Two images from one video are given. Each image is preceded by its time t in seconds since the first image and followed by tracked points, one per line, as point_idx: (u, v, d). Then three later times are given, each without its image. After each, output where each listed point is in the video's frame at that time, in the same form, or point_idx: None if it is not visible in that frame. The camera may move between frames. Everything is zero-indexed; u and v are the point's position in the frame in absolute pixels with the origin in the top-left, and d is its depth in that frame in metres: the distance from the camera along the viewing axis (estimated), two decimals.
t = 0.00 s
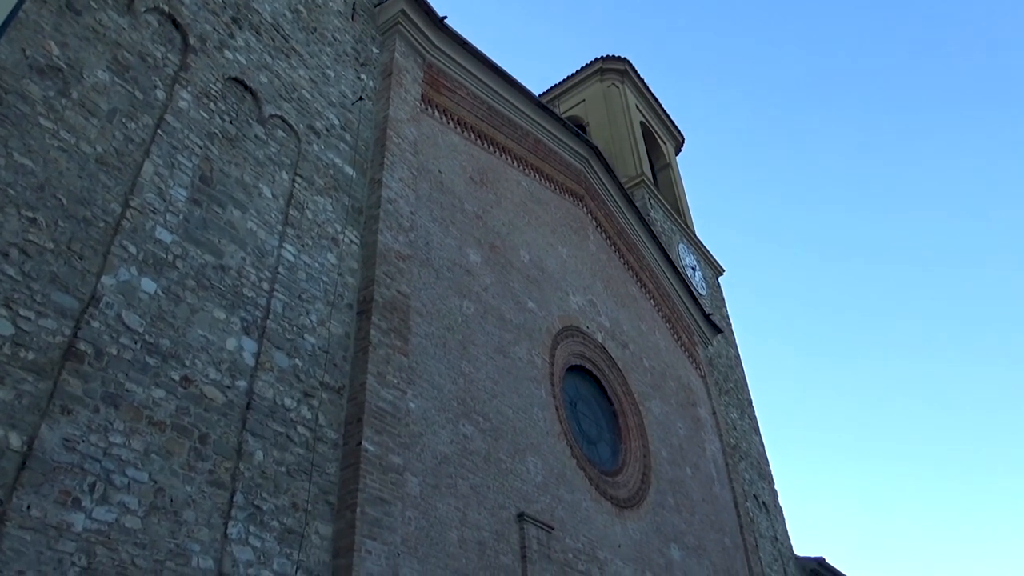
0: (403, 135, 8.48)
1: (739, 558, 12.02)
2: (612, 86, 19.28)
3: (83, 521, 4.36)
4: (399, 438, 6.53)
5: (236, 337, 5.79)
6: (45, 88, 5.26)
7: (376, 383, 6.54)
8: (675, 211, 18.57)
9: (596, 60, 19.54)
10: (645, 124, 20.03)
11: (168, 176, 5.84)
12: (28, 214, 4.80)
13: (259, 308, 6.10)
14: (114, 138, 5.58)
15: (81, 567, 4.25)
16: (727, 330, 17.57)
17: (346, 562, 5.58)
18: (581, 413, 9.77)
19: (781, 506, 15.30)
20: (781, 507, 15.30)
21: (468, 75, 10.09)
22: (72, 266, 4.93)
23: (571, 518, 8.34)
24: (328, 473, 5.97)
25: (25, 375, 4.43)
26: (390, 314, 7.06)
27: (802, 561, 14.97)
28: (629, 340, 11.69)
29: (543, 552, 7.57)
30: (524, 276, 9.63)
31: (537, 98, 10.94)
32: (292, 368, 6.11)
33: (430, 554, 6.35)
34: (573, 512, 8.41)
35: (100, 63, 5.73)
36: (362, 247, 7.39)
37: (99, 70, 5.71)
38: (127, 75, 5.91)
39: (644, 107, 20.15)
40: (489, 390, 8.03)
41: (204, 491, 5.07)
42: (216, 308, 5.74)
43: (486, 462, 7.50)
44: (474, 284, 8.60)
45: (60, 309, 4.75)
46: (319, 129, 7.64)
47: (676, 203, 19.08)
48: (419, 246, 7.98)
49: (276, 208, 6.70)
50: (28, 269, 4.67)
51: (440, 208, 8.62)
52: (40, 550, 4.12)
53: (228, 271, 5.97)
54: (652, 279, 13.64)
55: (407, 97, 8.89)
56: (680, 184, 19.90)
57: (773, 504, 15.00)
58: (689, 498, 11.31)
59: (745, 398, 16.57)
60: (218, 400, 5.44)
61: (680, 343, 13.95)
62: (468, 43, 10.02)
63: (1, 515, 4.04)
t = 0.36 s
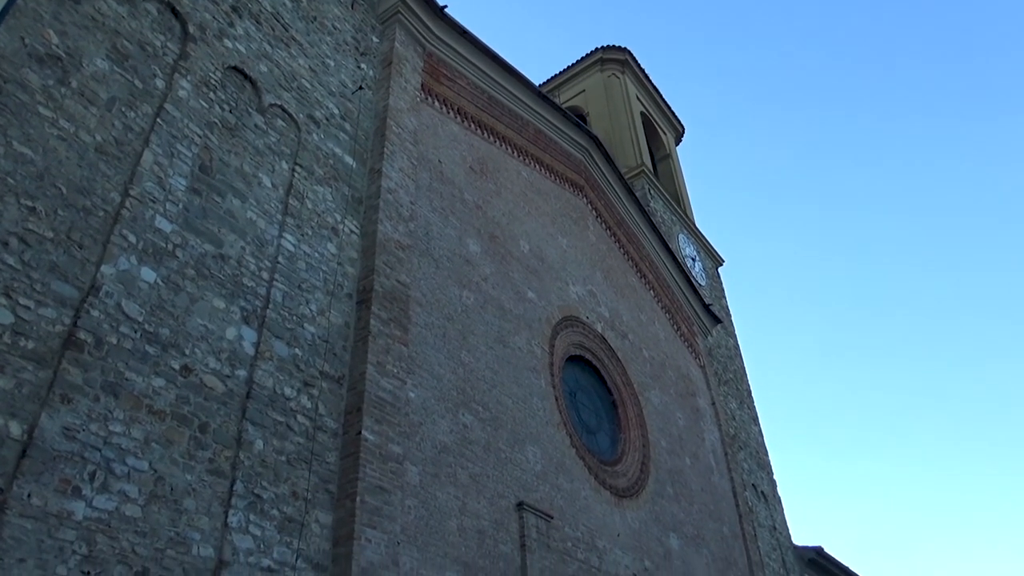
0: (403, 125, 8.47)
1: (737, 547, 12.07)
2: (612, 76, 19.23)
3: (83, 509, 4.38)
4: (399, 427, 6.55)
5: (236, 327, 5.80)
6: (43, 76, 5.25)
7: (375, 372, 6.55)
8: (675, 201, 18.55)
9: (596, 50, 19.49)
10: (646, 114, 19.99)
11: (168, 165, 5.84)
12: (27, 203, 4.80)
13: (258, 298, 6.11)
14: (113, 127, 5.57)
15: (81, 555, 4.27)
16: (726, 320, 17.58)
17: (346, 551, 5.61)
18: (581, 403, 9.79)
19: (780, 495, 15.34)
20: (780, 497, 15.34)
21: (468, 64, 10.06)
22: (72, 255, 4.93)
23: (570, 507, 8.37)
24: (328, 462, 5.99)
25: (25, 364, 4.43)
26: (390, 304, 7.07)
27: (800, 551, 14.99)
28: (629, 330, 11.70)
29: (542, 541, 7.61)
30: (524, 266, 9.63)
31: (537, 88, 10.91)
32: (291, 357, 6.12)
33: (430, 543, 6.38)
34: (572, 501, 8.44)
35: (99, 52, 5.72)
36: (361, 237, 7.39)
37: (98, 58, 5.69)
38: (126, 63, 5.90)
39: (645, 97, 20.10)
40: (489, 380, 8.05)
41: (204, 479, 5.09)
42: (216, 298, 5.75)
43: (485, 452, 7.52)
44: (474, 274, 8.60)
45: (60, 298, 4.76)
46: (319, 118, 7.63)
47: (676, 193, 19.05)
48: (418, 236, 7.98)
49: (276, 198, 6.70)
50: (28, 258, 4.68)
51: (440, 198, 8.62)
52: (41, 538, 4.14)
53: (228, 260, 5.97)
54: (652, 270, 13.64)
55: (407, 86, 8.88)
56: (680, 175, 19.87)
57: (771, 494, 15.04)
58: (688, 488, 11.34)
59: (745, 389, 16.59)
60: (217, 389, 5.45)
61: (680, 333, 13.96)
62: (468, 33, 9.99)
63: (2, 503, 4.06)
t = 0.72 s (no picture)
0: (403, 102, 8.42)
1: (736, 524, 12.15)
2: (613, 52, 19.09)
3: (86, 485, 4.41)
4: (399, 404, 6.58)
5: (237, 304, 5.80)
6: (40, 52, 5.21)
7: (376, 350, 6.56)
8: (676, 179, 18.49)
9: (597, 27, 19.33)
10: (647, 92, 19.87)
11: (166, 142, 5.81)
12: (25, 180, 4.78)
13: (259, 275, 6.10)
14: (111, 103, 5.54)
15: (85, 530, 4.31)
16: (727, 299, 17.59)
17: (347, 526, 5.66)
18: (581, 381, 9.82)
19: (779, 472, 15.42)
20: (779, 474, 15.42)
21: (468, 41, 9.99)
22: (71, 232, 4.92)
23: (570, 483, 8.42)
24: (329, 439, 6.02)
25: (26, 341, 4.44)
26: (391, 282, 7.07)
27: (798, 527, 15.08)
28: (629, 309, 11.70)
29: (542, 517, 7.66)
30: (524, 244, 9.62)
31: (538, 65, 10.83)
32: (292, 335, 6.13)
33: (431, 519, 6.43)
34: (572, 478, 8.49)
35: (96, 28, 5.67)
36: (362, 214, 7.37)
37: (96, 34, 5.65)
38: (123, 39, 5.85)
39: (646, 74, 19.96)
40: (490, 358, 8.07)
41: (205, 456, 5.11)
42: (216, 275, 5.74)
43: (486, 429, 7.55)
44: (474, 252, 8.59)
45: (60, 275, 4.76)
46: (318, 95, 7.58)
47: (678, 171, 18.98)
48: (419, 214, 7.97)
49: (275, 175, 6.67)
50: (27, 235, 4.67)
51: (440, 175, 8.59)
52: (44, 514, 4.18)
53: (228, 237, 5.96)
54: (653, 248, 13.62)
55: (407, 63, 8.81)
56: (681, 153, 19.79)
57: (770, 471, 15.12)
58: (687, 465, 11.40)
59: (744, 367, 16.63)
60: (218, 366, 5.46)
61: (680, 311, 13.97)
62: (469, 9, 9.90)
63: (5, 479, 4.09)
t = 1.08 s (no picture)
0: (402, 66, 8.34)
1: (733, 488, 12.28)
2: (616, 16, 18.86)
3: (90, 448, 4.45)
4: (400, 369, 6.61)
5: (237, 270, 5.80)
6: (33, 14, 5.15)
7: (377, 315, 6.58)
8: (678, 145, 18.37)
9: None
10: (649, 56, 19.66)
11: (163, 106, 5.77)
12: (22, 144, 4.76)
13: (258, 241, 6.10)
14: (107, 66, 5.49)
15: (90, 492, 4.36)
16: (727, 266, 17.58)
17: (349, 489, 5.72)
18: (581, 347, 9.86)
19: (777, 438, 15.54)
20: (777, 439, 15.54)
21: (468, 3, 9.86)
22: (69, 196, 4.91)
23: (570, 448, 8.50)
24: (331, 403, 6.06)
25: (26, 306, 4.45)
26: (391, 247, 7.06)
27: (795, 491, 15.23)
28: (629, 275, 11.70)
29: (541, 481, 7.74)
30: (525, 210, 9.60)
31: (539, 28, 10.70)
32: (293, 300, 6.14)
33: (432, 482, 6.50)
34: (572, 442, 8.56)
35: None
36: (361, 179, 7.34)
37: None
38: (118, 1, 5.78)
39: (649, 38, 19.74)
40: (490, 323, 8.09)
41: (207, 419, 5.15)
42: (216, 241, 5.74)
43: (486, 394, 7.60)
44: (474, 218, 8.57)
45: (60, 240, 4.75)
46: (316, 59, 7.51)
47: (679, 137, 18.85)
48: (419, 179, 7.93)
49: (273, 140, 6.63)
50: (25, 200, 4.66)
51: (440, 140, 8.53)
52: (49, 475, 4.22)
53: (227, 202, 5.94)
54: (654, 215, 13.57)
55: (406, 26, 8.71)
56: (684, 118, 19.64)
57: (768, 436, 15.24)
58: (686, 430, 11.49)
59: (744, 333, 16.67)
60: (219, 331, 5.48)
61: (680, 278, 13.96)
62: None
63: (9, 442, 4.12)
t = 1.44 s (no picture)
0: (402, 33, 8.25)
1: (733, 456, 12.36)
2: None
3: (94, 416, 4.48)
4: (402, 338, 6.62)
5: (238, 238, 5.79)
6: None
7: (378, 284, 6.58)
8: (681, 113, 18.22)
9: None
10: (653, 22, 19.44)
11: (162, 73, 5.72)
12: (20, 112, 4.72)
13: (259, 209, 6.07)
14: (104, 32, 5.43)
15: (94, 459, 4.40)
16: (729, 235, 17.53)
17: (352, 456, 5.77)
18: (582, 316, 9.87)
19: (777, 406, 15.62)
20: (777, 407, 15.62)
21: None
22: (68, 164, 4.89)
23: (571, 416, 8.55)
24: (333, 372, 6.08)
25: (27, 275, 4.45)
26: (392, 216, 7.04)
27: (794, 459, 15.34)
28: (631, 244, 11.68)
29: (543, 448, 7.80)
30: (527, 178, 9.55)
31: None
32: (294, 269, 6.13)
33: (434, 450, 6.55)
34: (573, 411, 8.61)
35: None
36: (362, 147, 7.30)
37: None
38: None
39: (653, 4, 19.50)
40: (491, 293, 8.09)
41: (210, 388, 5.17)
42: (217, 209, 5.72)
43: (487, 363, 7.63)
44: (475, 187, 8.53)
45: (60, 209, 4.74)
46: (315, 25, 7.42)
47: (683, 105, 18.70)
48: (420, 147, 7.89)
49: (273, 107, 6.57)
50: (24, 168, 4.64)
51: (441, 108, 8.47)
52: (54, 443, 4.25)
53: (226, 171, 5.91)
54: (656, 184, 13.50)
55: None
56: (687, 86, 19.46)
57: (768, 405, 15.31)
58: (687, 399, 11.55)
59: (745, 303, 16.68)
60: (221, 300, 5.48)
61: (682, 247, 13.93)
62: None
63: (14, 409, 4.15)
